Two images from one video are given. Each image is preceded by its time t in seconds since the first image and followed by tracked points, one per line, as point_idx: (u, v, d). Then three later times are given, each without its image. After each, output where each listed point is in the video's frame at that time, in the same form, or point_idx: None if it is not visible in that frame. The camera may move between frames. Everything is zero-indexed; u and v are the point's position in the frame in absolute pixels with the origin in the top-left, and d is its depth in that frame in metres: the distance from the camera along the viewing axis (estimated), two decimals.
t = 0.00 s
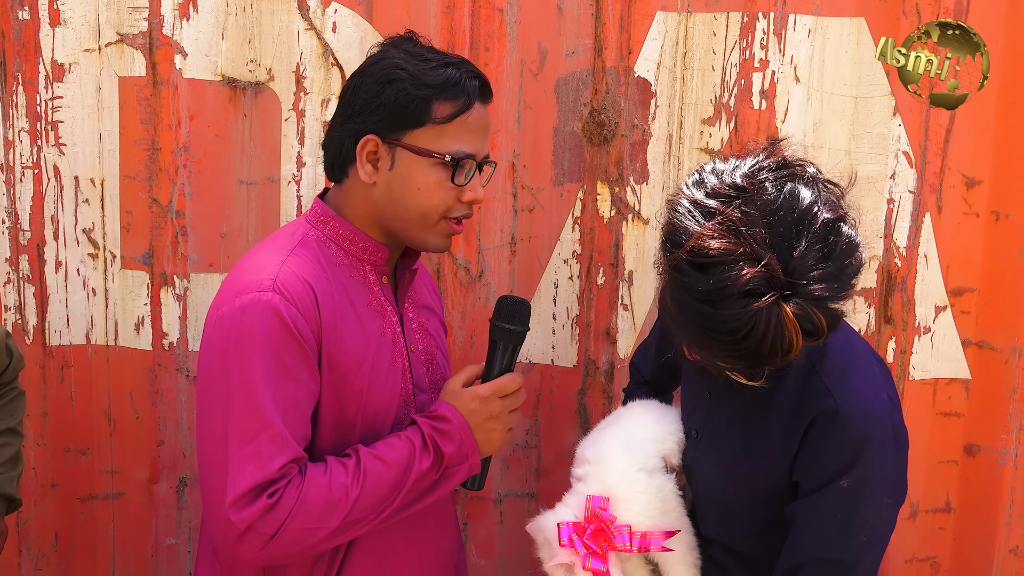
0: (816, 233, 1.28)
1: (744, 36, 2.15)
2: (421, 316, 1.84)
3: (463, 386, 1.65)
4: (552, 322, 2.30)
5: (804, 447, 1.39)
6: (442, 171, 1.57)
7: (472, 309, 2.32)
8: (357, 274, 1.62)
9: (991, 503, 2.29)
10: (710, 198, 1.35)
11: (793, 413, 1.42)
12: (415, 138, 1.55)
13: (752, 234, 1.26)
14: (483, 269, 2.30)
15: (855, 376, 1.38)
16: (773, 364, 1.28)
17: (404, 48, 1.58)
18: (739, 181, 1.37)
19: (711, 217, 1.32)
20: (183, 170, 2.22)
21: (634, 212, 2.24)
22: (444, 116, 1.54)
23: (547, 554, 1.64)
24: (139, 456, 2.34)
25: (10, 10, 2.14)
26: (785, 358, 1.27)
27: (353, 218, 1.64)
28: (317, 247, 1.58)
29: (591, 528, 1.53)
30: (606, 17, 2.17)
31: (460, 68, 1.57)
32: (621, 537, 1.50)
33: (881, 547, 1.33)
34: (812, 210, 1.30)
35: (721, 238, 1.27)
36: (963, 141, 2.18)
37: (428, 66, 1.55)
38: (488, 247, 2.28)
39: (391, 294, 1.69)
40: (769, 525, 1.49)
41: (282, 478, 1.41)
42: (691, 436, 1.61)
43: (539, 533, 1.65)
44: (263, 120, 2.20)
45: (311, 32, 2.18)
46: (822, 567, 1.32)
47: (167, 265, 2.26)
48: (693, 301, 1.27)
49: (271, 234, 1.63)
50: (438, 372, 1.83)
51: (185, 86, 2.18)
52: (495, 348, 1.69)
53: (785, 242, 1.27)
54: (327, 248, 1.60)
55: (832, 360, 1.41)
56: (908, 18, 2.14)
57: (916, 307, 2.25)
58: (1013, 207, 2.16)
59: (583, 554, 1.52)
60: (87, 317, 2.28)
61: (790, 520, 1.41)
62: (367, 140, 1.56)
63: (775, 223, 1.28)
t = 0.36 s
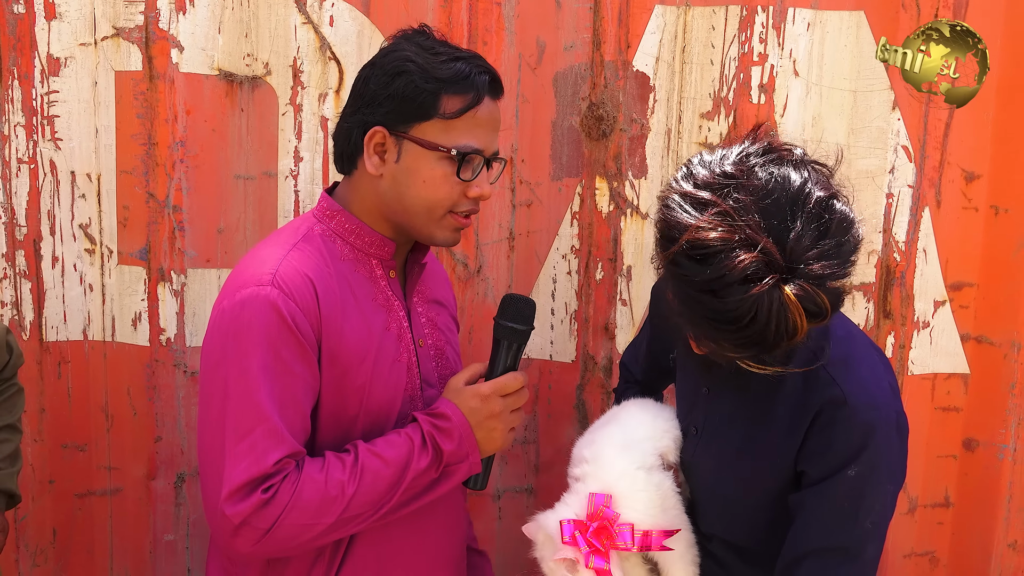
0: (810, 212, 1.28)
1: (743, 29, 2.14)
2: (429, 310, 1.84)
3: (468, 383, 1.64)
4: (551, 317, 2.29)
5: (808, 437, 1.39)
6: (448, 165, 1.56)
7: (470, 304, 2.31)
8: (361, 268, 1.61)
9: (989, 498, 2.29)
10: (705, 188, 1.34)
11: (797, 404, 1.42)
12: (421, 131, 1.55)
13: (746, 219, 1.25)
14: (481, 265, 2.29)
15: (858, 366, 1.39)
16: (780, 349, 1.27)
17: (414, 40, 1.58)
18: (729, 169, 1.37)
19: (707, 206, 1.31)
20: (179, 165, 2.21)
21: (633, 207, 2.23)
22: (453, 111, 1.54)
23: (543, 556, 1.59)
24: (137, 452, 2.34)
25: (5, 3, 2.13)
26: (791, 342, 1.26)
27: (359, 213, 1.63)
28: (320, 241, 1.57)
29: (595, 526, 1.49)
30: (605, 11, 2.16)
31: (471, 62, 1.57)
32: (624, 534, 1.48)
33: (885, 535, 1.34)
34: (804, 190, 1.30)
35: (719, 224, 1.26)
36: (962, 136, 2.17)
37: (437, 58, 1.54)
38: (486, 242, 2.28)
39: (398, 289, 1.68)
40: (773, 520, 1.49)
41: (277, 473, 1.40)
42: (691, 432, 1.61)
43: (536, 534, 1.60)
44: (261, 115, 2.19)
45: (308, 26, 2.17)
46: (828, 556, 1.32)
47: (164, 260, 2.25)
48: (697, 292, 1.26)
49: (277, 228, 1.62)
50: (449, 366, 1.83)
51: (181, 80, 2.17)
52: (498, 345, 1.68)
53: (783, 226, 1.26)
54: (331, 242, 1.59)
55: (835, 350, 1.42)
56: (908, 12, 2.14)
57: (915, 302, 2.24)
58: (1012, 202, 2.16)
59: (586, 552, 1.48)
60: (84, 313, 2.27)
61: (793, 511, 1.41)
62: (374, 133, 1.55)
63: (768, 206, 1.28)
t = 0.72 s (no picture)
0: (830, 243, 1.27)
1: (738, 26, 2.14)
2: (431, 307, 1.84)
3: (468, 385, 1.64)
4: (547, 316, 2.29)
5: (795, 446, 1.39)
6: (449, 166, 1.56)
7: (467, 303, 2.31)
8: (361, 271, 1.61)
9: (987, 495, 2.29)
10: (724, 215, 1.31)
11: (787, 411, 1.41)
12: (422, 131, 1.54)
13: (774, 249, 1.22)
14: (478, 263, 2.28)
15: (849, 373, 1.40)
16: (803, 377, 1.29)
17: (414, 40, 1.57)
18: (746, 194, 1.33)
19: (728, 234, 1.28)
20: (175, 165, 2.20)
21: (629, 205, 2.23)
22: (455, 114, 1.54)
23: (535, 557, 1.60)
24: (134, 453, 2.33)
25: None
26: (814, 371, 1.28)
27: (358, 216, 1.63)
28: (318, 247, 1.56)
29: (585, 530, 1.50)
30: (600, 9, 2.16)
31: (472, 61, 1.56)
32: (617, 537, 1.48)
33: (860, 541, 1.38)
34: (823, 217, 1.29)
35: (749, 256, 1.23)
36: (958, 132, 2.17)
37: (438, 58, 1.53)
38: (483, 241, 2.27)
39: (398, 289, 1.68)
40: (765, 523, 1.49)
41: (281, 484, 1.40)
42: (683, 433, 1.60)
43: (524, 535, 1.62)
44: (256, 114, 2.19)
45: (304, 25, 2.17)
46: (808, 563, 1.34)
47: (160, 260, 2.25)
48: (725, 323, 1.25)
49: (276, 234, 1.62)
50: (451, 363, 1.83)
51: (177, 80, 2.17)
52: (497, 346, 1.68)
53: (808, 257, 1.25)
54: (330, 246, 1.59)
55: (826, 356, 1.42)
56: (903, 8, 2.14)
57: (912, 298, 2.24)
58: (1009, 198, 2.16)
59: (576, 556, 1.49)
60: (80, 313, 2.27)
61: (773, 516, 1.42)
62: (374, 133, 1.55)
63: (791, 236, 1.26)
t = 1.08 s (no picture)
0: (811, 238, 1.28)
1: (728, 22, 2.14)
2: (420, 306, 1.84)
3: (458, 389, 1.63)
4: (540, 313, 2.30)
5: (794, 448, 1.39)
6: (427, 173, 1.56)
7: (460, 301, 2.31)
8: (345, 279, 1.60)
9: (981, 486, 2.30)
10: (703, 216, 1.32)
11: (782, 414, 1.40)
12: (398, 139, 1.53)
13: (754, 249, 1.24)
14: (470, 262, 2.28)
15: (837, 366, 1.40)
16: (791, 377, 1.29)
17: (385, 42, 1.54)
18: (726, 194, 1.34)
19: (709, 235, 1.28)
20: (166, 167, 2.20)
21: (621, 201, 2.23)
22: (432, 121, 1.53)
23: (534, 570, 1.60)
24: (128, 456, 2.33)
25: None
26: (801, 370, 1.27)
27: (339, 223, 1.63)
28: (300, 258, 1.56)
29: (582, 540, 1.50)
30: (589, 6, 2.16)
31: (448, 62, 1.54)
32: (611, 544, 1.49)
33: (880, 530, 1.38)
34: (803, 214, 1.30)
35: (728, 257, 1.24)
36: (948, 125, 2.17)
37: (411, 61, 1.51)
38: (475, 239, 2.27)
39: (385, 292, 1.67)
40: (760, 525, 1.51)
41: (273, 503, 1.41)
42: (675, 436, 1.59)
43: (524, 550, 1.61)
44: (247, 115, 2.19)
45: (293, 25, 2.17)
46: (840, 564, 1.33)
47: (153, 263, 2.24)
48: (708, 325, 1.25)
49: (257, 245, 1.61)
50: (442, 361, 1.83)
51: (167, 82, 2.16)
52: (485, 349, 1.67)
53: (787, 254, 1.26)
54: (311, 255, 1.58)
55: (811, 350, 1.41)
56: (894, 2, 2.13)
57: (904, 292, 2.25)
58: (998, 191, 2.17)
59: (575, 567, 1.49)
60: (73, 316, 2.26)
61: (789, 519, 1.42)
62: (348, 141, 1.54)
63: (771, 234, 1.27)
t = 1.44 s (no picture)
0: (796, 281, 1.56)
1: (718, 17, 2.14)
2: (395, 300, 2.01)
3: (429, 392, 1.86)
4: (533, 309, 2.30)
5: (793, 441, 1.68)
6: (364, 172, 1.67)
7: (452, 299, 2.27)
8: (310, 279, 1.77)
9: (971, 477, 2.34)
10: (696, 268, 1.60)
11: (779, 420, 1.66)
12: (331, 140, 1.64)
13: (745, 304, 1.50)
14: (462, 258, 2.27)
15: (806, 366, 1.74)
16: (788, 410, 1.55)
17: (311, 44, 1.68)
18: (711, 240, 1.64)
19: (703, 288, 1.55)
20: (157, 166, 2.19)
21: (611, 197, 2.23)
22: (359, 117, 1.63)
23: None
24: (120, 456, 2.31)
25: None
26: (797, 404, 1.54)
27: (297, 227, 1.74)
28: (264, 264, 1.73)
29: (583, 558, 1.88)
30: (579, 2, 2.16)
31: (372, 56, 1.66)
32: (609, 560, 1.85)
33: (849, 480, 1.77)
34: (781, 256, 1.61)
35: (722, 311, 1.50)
36: (937, 118, 2.18)
37: (333, 59, 1.63)
38: (466, 236, 2.26)
39: (352, 289, 1.84)
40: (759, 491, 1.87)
41: (239, 514, 1.69)
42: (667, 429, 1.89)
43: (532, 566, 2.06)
44: (236, 113, 2.16)
45: (282, 23, 2.15)
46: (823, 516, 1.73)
47: (143, 262, 2.22)
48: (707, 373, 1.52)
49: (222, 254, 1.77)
50: (414, 352, 1.97)
51: (156, 80, 2.15)
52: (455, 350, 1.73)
53: (775, 300, 1.53)
54: (275, 260, 1.74)
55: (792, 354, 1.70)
56: None
57: (896, 286, 2.25)
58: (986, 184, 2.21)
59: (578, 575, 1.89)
60: (64, 316, 2.26)
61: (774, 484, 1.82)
62: (285, 146, 1.68)
63: (757, 279, 1.55)
